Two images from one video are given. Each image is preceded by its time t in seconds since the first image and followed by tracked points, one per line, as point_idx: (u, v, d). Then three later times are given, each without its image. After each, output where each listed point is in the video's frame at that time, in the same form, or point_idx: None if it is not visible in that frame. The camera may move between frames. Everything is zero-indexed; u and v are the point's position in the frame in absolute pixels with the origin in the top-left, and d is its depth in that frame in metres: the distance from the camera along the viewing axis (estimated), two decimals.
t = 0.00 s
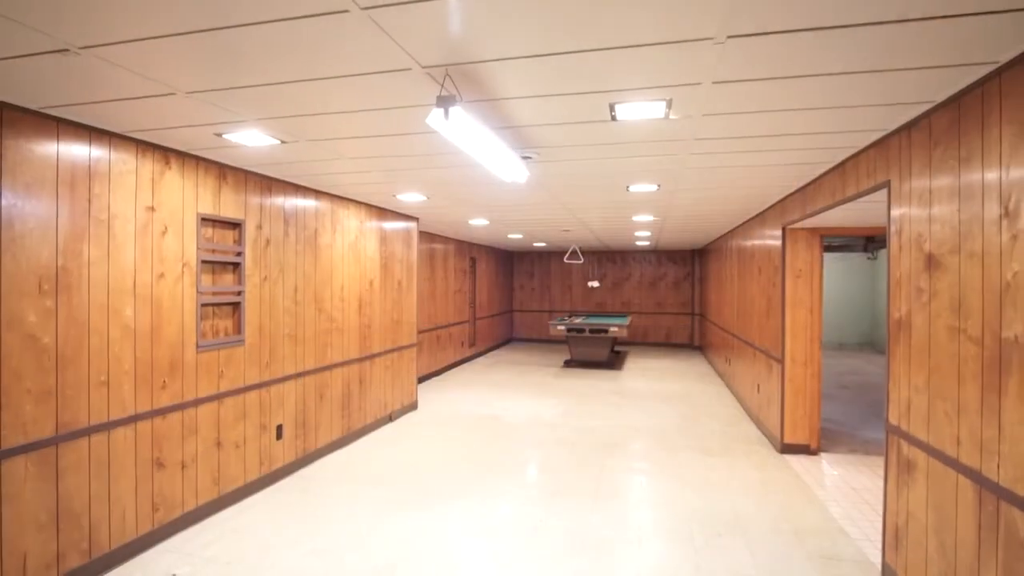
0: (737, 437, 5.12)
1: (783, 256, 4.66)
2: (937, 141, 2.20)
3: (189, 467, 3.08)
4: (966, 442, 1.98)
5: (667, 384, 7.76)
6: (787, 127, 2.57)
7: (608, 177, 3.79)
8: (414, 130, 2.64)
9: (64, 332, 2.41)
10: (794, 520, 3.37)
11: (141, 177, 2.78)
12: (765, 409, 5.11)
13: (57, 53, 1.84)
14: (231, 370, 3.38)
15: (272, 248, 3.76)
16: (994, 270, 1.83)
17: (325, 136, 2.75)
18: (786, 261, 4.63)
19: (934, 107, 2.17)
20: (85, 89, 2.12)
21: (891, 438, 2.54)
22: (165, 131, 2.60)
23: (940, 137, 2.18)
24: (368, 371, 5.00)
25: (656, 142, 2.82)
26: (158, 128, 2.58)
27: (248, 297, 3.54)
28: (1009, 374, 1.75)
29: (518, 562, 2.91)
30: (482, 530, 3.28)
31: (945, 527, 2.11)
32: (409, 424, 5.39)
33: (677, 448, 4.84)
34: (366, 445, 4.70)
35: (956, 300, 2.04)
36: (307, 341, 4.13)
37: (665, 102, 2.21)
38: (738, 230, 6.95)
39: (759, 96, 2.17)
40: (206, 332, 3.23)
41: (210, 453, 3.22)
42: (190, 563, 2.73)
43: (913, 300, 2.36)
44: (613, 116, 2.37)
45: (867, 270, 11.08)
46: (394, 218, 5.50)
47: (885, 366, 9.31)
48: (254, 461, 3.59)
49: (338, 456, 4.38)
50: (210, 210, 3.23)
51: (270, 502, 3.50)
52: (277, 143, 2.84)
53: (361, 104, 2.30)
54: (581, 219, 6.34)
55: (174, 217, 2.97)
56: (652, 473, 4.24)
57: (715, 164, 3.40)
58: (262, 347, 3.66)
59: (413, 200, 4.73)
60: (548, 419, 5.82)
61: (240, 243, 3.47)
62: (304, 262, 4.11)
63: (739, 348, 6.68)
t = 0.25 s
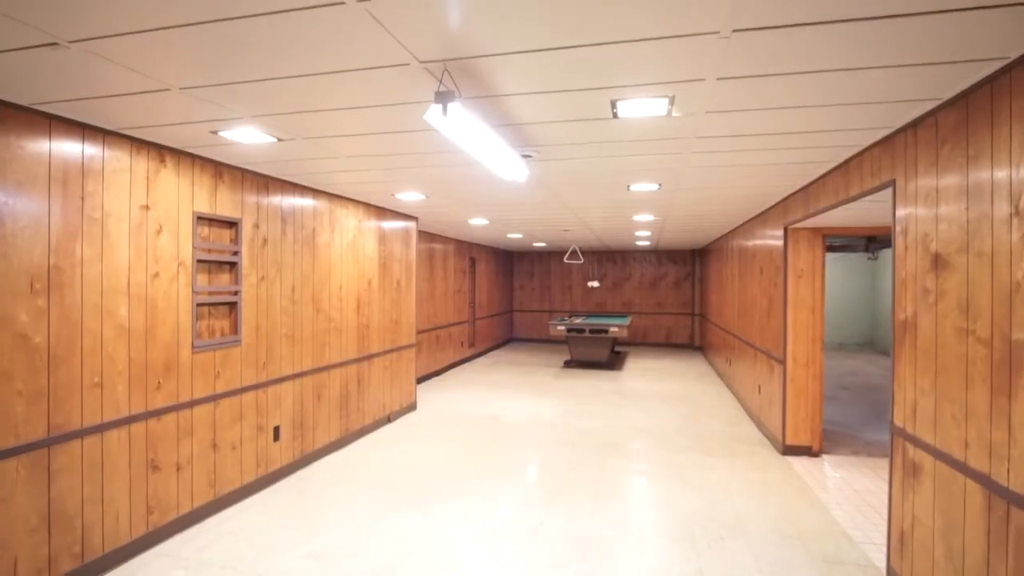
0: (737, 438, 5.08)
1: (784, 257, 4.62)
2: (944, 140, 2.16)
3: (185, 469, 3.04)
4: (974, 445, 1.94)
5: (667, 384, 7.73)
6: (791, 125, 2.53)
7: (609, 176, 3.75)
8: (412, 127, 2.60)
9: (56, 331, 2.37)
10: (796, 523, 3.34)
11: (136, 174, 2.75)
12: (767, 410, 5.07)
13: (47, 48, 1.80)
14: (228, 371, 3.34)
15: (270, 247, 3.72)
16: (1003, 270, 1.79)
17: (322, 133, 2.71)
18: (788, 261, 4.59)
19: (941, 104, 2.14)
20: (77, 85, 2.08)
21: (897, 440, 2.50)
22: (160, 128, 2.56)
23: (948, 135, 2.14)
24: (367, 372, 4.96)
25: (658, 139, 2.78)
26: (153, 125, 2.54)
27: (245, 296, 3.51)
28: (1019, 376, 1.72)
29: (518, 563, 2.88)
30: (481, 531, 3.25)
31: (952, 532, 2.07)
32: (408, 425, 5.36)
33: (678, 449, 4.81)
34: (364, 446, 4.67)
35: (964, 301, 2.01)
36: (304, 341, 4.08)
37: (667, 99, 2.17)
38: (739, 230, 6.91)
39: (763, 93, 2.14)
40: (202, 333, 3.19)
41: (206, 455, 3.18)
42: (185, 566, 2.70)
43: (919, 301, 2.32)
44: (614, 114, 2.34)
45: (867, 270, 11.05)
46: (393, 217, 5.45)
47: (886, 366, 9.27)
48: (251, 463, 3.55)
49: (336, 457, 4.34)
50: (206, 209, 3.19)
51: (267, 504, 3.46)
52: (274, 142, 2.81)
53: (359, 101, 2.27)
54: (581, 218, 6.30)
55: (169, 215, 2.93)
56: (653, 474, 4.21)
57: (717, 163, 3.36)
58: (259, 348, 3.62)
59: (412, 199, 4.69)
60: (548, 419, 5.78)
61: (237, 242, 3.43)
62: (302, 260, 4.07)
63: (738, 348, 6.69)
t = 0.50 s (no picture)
0: (740, 440, 5.03)
1: (788, 257, 4.57)
2: (956, 136, 2.11)
3: (180, 472, 2.99)
4: (989, 449, 1.88)
5: (667, 385, 7.69)
6: (798, 121, 2.48)
7: (611, 174, 3.69)
8: (411, 123, 2.55)
9: (46, 331, 2.31)
10: (800, 526, 3.29)
11: (129, 172, 2.69)
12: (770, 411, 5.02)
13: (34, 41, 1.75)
14: (224, 372, 3.29)
15: (267, 246, 3.67)
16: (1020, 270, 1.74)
17: (320, 130, 2.66)
18: (792, 261, 4.54)
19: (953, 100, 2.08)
20: (67, 80, 2.03)
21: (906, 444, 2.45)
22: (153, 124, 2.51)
23: (960, 131, 2.08)
24: (366, 372, 4.91)
25: (662, 137, 2.73)
26: (146, 122, 2.48)
27: (242, 296, 3.45)
28: None
29: (518, 567, 2.83)
30: (481, 534, 3.20)
31: (964, 538, 2.02)
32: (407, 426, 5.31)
33: (680, 451, 4.76)
34: (363, 447, 4.62)
35: (977, 301, 1.95)
36: (302, 341, 4.03)
37: (673, 94, 2.12)
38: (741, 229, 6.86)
39: (771, 88, 2.08)
40: (197, 333, 3.13)
41: (201, 457, 3.12)
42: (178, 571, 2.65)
43: (929, 301, 2.27)
44: (618, 109, 2.28)
45: (869, 269, 11.00)
46: (392, 216, 5.40)
47: (888, 367, 9.22)
48: (247, 465, 3.50)
49: (334, 459, 4.29)
50: (202, 207, 3.13)
51: (263, 508, 3.41)
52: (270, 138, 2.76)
53: (356, 96, 2.21)
54: (581, 217, 6.25)
55: (163, 213, 2.88)
56: (655, 477, 4.15)
57: (721, 161, 3.31)
58: (256, 348, 3.57)
59: (411, 197, 4.63)
60: (549, 421, 5.73)
61: (233, 241, 3.37)
62: (300, 260, 4.02)
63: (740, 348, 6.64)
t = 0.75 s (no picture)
0: (743, 442, 4.98)
1: (791, 257, 4.52)
2: (968, 133, 2.06)
3: (174, 476, 2.93)
4: (1003, 455, 1.83)
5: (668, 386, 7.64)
6: (805, 118, 2.43)
7: (612, 173, 3.64)
8: (410, 120, 2.50)
9: (35, 334, 2.26)
10: (805, 531, 3.24)
11: (122, 170, 2.64)
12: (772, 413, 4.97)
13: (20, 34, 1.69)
14: (220, 374, 3.24)
15: (263, 245, 3.61)
16: None
17: (317, 127, 2.61)
18: (795, 261, 4.48)
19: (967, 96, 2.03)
20: (55, 74, 1.97)
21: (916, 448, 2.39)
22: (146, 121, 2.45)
23: (973, 128, 2.03)
24: (364, 373, 4.85)
25: (665, 134, 2.67)
26: (138, 118, 2.43)
27: (238, 296, 3.40)
28: None
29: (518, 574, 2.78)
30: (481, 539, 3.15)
31: (977, 547, 1.97)
32: (406, 428, 5.26)
33: (682, 453, 4.71)
34: (361, 450, 4.56)
35: (991, 303, 1.90)
36: (299, 343, 3.97)
37: (679, 89, 2.06)
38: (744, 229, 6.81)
39: (780, 83, 2.02)
40: (191, 334, 3.08)
41: (196, 461, 3.07)
42: None
43: (940, 302, 2.22)
44: (622, 105, 2.22)
45: (871, 270, 10.95)
46: (391, 216, 5.34)
47: (890, 368, 9.17)
48: (243, 469, 3.44)
49: (332, 462, 4.24)
50: (196, 206, 3.08)
51: (259, 512, 3.35)
52: (266, 136, 2.70)
53: (353, 92, 2.16)
54: (582, 217, 6.19)
55: (157, 211, 2.82)
56: (658, 480, 4.09)
57: (725, 160, 3.26)
58: (253, 349, 3.51)
59: (411, 197, 4.58)
60: (549, 422, 5.68)
61: (229, 240, 3.32)
62: (298, 260, 3.96)
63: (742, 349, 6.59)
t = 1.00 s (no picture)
0: (744, 444, 4.92)
1: (794, 257, 4.46)
2: (982, 130, 1.99)
3: (164, 480, 2.86)
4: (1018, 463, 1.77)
5: (668, 386, 7.57)
6: (813, 114, 2.36)
7: (613, 171, 3.57)
8: (406, 116, 2.43)
9: (18, 335, 2.19)
10: (811, 536, 3.18)
11: (110, 167, 2.56)
12: (775, 415, 4.91)
13: None
14: (212, 376, 3.16)
15: (258, 244, 3.54)
16: None
17: (310, 122, 2.54)
18: (799, 261, 4.42)
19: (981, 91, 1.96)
20: (38, 65, 1.90)
21: (926, 453, 2.33)
22: (134, 115, 2.38)
23: (987, 125, 1.97)
24: (360, 374, 4.78)
25: (668, 131, 2.61)
26: (126, 113, 2.36)
27: (231, 296, 3.32)
28: None
29: None
30: (480, 544, 3.09)
31: (991, 556, 1.90)
32: (403, 430, 5.19)
33: (682, 455, 4.64)
34: (357, 453, 4.49)
35: (1006, 304, 1.84)
36: (294, 344, 3.89)
37: (684, 83, 1.99)
38: (744, 229, 6.75)
39: (788, 77, 1.96)
40: (182, 334, 3.00)
41: (188, 465, 3.00)
42: None
43: (952, 303, 2.16)
44: (625, 100, 2.16)
45: (871, 270, 10.90)
46: (388, 215, 5.27)
47: (891, 368, 9.12)
48: (236, 473, 3.37)
49: (328, 464, 4.17)
50: (188, 203, 3.01)
51: (252, 517, 3.28)
52: (259, 131, 2.63)
53: (347, 85, 2.09)
54: (582, 216, 6.13)
55: (146, 209, 2.75)
56: (659, 484, 4.03)
57: (728, 158, 3.19)
58: (246, 351, 3.44)
59: (408, 195, 4.51)
60: (549, 424, 5.61)
61: (221, 239, 3.24)
62: (293, 259, 3.89)
63: (743, 350, 6.53)
